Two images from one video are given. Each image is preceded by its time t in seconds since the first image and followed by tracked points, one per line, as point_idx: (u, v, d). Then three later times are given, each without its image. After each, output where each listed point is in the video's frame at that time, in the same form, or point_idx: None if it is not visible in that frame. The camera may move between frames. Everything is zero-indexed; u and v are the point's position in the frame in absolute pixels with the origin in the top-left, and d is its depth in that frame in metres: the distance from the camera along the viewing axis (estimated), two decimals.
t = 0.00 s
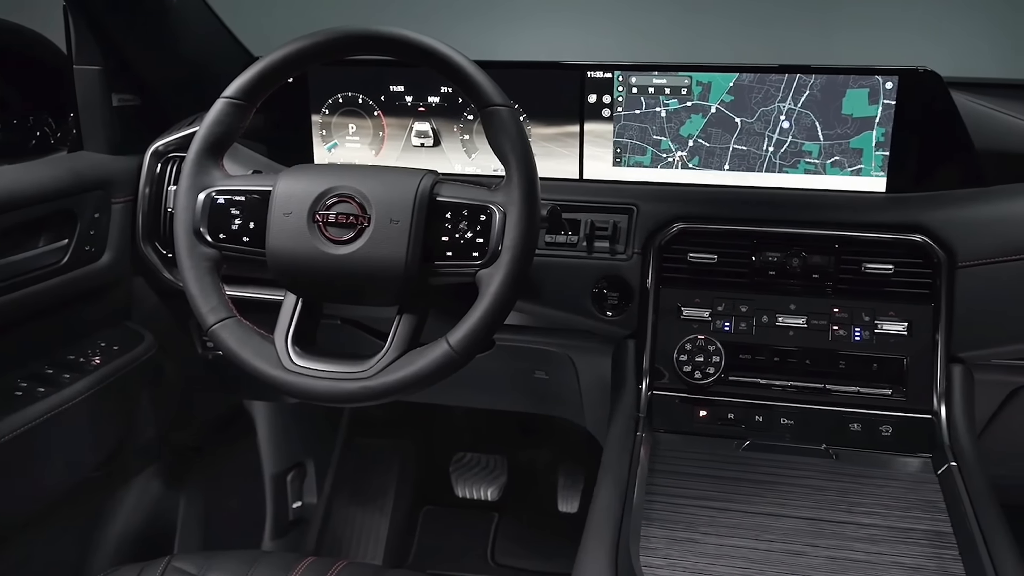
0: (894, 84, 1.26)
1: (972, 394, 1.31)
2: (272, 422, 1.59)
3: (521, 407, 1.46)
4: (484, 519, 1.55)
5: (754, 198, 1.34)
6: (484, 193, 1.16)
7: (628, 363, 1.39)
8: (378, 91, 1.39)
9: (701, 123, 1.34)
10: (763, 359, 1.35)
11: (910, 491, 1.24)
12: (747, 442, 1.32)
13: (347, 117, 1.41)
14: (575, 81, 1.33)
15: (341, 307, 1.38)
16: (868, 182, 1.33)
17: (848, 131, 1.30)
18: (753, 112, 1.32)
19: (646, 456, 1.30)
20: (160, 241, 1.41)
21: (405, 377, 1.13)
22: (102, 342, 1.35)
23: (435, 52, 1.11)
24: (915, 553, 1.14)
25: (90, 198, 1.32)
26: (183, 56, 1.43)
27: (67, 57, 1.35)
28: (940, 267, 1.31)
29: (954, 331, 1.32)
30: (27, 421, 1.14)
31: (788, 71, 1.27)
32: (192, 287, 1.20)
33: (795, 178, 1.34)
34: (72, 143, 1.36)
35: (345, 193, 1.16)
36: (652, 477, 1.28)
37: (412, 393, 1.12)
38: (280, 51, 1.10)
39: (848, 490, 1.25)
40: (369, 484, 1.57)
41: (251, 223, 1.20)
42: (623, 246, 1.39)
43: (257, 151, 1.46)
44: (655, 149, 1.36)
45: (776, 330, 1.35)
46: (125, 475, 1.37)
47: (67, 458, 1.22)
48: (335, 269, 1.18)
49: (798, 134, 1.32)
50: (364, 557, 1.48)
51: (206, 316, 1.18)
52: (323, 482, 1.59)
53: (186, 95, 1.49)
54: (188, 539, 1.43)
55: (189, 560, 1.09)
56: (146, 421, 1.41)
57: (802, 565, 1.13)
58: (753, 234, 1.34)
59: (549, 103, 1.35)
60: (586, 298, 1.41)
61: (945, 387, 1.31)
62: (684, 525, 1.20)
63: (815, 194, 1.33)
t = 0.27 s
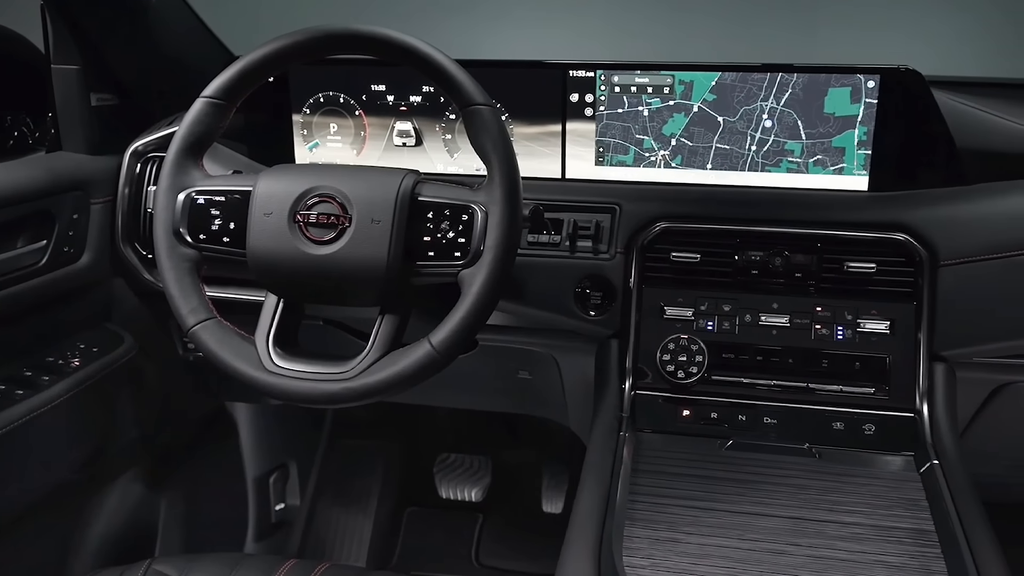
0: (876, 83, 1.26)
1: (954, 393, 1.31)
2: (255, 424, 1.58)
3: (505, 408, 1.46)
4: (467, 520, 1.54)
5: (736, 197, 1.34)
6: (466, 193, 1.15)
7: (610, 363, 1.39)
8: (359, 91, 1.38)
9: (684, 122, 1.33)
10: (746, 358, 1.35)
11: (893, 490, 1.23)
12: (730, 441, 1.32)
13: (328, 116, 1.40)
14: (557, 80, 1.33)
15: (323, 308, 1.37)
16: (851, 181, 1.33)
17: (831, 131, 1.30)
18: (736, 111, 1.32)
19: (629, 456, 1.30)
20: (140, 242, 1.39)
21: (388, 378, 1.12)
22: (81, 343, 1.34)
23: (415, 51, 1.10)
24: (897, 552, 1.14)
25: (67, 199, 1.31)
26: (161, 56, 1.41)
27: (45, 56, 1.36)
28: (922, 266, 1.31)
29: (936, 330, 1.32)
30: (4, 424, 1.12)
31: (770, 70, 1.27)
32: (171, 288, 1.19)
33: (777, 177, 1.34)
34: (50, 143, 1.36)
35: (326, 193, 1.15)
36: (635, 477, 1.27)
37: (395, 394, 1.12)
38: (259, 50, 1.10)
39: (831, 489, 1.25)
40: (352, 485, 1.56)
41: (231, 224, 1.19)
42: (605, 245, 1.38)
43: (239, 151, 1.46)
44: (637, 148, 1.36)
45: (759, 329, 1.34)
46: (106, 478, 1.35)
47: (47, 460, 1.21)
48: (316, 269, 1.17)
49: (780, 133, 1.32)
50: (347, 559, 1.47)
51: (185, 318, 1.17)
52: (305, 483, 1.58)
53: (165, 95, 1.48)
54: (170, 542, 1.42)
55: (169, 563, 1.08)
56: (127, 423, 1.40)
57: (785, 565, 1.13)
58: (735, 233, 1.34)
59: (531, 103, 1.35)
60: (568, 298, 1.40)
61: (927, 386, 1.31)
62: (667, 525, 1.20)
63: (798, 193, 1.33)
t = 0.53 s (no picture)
0: (858, 82, 1.26)
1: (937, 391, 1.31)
2: (237, 424, 1.58)
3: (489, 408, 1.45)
4: (452, 521, 1.54)
5: (719, 196, 1.34)
6: (448, 192, 1.15)
7: (595, 363, 1.38)
8: (341, 90, 1.38)
9: (667, 122, 1.33)
10: (730, 357, 1.34)
11: (876, 488, 1.24)
12: (715, 440, 1.33)
13: (310, 116, 1.40)
14: (540, 79, 1.32)
15: (306, 309, 1.36)
16: (834, 180, 1.33)
17: (814, 130, 1.30)
18: (719, 110, 1.32)
19: (613, 457, 1.29)
20: (121, 242, 1.39)
21: (371, 379, 1.12)
22: (61, 346, 1.33)
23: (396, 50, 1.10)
24: (880, 550, 1.14)
25: (47, 199, 1.29)
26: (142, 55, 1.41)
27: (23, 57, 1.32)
28: (905, 264, 1.30)
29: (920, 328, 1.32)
30: None
31: (753, 69, 1.27)
32: (152, 290, 1.17)
33: (760, 177, 1.34)
34: (28, 143, 1.33)
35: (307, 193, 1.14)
36: (618, 476, 1.27)
37: (377, 395, 1.11)
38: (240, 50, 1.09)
39: (815, 488, 1.25)
40: (336, 487, 1.55)
41: (212, 224, 1.18)
42: (589, 245, 1.38)
43: (220, 152, 1.45)
44: (621, 148, 1.35)
45: (743, 329, 1.33)
46: (86, 480, 1.33)
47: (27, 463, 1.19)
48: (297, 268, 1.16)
49: (763, 132, 1.32)
50: (331, 561, 1.46)
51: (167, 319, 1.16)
52: (289, 486, 1.57)
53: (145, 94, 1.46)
54: (152, 545, 1.40)
55: (150, 567, 1.07)
56: (107, 425, 1.38)
57: (768, 564, 1.13)
58: (719, 232, 1.34)
59: (514, 102, 1.34)
60: (552, 297, 1.39)
61: (910, 385, 1.31)
62: (650, 525, 1.19)
63: (782, 192, 1.33)
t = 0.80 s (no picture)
0: (838, 80, 1.26)
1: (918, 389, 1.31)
2: (218, 426, 1.56)
3: (471, 409, 1.45)
4: (435, 522, 1.53)
5: (700, 194, 1.34)
6: (428, 192, 1.15)
7: (577, 363, 1.38)
8: (320, 89, 1.37)
9: (648, 121, 1.33)
10: (712, 356, 1.34)
11: (857, 487, 1.24)
12: (697, 440, 1.32)
13: (289, 115, 1.39)
14: (521, 78, 1.31)
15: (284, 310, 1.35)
16: (815, 179, 1.32)
17: (794, 128, 1.30)
18: (699, 109, 1.32)
19: (595, 457, 1.29)
20: (99, 243, 1.38)
21: (350, 380, 1.11)
22: (38, 347, 1.29)
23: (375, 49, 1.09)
24: (861, 549, 1.14)
25: (24, 199, 1.28)
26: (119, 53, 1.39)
27: None
28: (885, 263, 1.31)
29: (900, 326, 1.32)
30: None
31: (734, 67, 1.27)
32: (129, 291, 1.16)
33: (741, 176, 1.33)
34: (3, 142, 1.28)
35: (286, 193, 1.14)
36: (600, 476, 1.27)
37: (357, 395, 1.10)
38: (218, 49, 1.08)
39: (797, 486, 1.25)
40: (317, 489, 1.54)
41: (190, 225, 1.16)
42: (570, 245, 1.37)
43: (199, 151, 1.44)
44: (601, 147, 1.35)
45: (724, 327, 1.33)
46: (66, 482, 1.31)
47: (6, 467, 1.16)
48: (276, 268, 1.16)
49: (744, 130, 1.32)
50: (314, 563, 1.45)
51: (144, 321, 1.15)
52: (270, 488, 1.56)
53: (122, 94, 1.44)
54: (132, 549, 1.39)
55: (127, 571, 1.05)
56: (86, 428, 1.36)
57: (750, 563, 1.13)
58: (700, 231, 1.33)
59: (494, 101, 1.33)
60: (532, 297, 1.38)
61: (891, 382, 1.31)
62: (632, 525, 1.19)
63: (763, 191, 1.33)
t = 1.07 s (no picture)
0: (818, 79, 1.25)
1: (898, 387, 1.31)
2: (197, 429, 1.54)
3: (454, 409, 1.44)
4: (417, 523, 1.53)
5: (681, 194, 1.33)
6: (408, 192, 1.14)
7: (557, 363, 1.36)
8: (299, 89, 1.36)
9: (628, 120, 1.32)
10: (695, 356, 1.33)
11: (838, 485, 1.24)
12: (677, 439, 1.32)
13: (268, 115, 1.38)
14: (500, 77, 1.31)
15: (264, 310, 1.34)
16: (795, 178, 1.32)
17: (774, 127, 1.29)
18: (679, 108, 1.31)
19: (576, 457, 1.28)
20: (75, 244, 1.33)
21: (330, 381, 1.10)
22: (15, 350, 1.27)
23: (354, 49, 1.09)
24: (842, 547, 1.14)
25: None
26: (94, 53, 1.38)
27: None
28: (866, 261, 1.30)
29: (880, 325, 1.32)
30: None
31: (714, 66, 1.26)
32: (105, 293, 1.14)
33: (722, 175, 1.33)
34: None
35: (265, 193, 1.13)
36: (581, 476, 1.26)
37: (337, 397, 1.09)
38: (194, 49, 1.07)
39: (778, 485, 1.24)
40: (299, 490, 1.53)
41: (167, 225, 1.16)
42: (551, 244, 1.36)
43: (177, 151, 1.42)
44: (582, 146, 1.34)
45: (705, 327, 1.33)
46: (42, 487, 1.29)
47: None
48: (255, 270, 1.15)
49: (724, 129, 1.31)
50: (295, 566, 1.44)
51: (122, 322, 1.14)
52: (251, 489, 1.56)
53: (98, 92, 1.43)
54: (112, 552, 1.37)
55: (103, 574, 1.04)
56: (63, 432, 1.34)
57: (731, 563, 1.12)
58: (681, 230, 1.33)
59: (474, 100, 1.33)
60: (513, 297, 1.38)
61: (872, 381, 1.31)
62: (613, 525, 1.19)
63: (743, 190, 1.32)
